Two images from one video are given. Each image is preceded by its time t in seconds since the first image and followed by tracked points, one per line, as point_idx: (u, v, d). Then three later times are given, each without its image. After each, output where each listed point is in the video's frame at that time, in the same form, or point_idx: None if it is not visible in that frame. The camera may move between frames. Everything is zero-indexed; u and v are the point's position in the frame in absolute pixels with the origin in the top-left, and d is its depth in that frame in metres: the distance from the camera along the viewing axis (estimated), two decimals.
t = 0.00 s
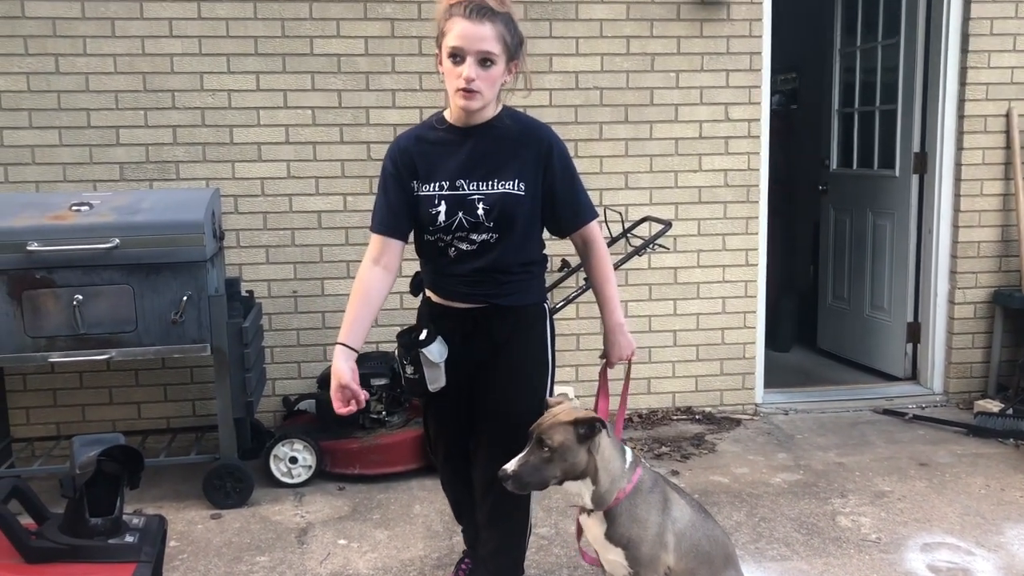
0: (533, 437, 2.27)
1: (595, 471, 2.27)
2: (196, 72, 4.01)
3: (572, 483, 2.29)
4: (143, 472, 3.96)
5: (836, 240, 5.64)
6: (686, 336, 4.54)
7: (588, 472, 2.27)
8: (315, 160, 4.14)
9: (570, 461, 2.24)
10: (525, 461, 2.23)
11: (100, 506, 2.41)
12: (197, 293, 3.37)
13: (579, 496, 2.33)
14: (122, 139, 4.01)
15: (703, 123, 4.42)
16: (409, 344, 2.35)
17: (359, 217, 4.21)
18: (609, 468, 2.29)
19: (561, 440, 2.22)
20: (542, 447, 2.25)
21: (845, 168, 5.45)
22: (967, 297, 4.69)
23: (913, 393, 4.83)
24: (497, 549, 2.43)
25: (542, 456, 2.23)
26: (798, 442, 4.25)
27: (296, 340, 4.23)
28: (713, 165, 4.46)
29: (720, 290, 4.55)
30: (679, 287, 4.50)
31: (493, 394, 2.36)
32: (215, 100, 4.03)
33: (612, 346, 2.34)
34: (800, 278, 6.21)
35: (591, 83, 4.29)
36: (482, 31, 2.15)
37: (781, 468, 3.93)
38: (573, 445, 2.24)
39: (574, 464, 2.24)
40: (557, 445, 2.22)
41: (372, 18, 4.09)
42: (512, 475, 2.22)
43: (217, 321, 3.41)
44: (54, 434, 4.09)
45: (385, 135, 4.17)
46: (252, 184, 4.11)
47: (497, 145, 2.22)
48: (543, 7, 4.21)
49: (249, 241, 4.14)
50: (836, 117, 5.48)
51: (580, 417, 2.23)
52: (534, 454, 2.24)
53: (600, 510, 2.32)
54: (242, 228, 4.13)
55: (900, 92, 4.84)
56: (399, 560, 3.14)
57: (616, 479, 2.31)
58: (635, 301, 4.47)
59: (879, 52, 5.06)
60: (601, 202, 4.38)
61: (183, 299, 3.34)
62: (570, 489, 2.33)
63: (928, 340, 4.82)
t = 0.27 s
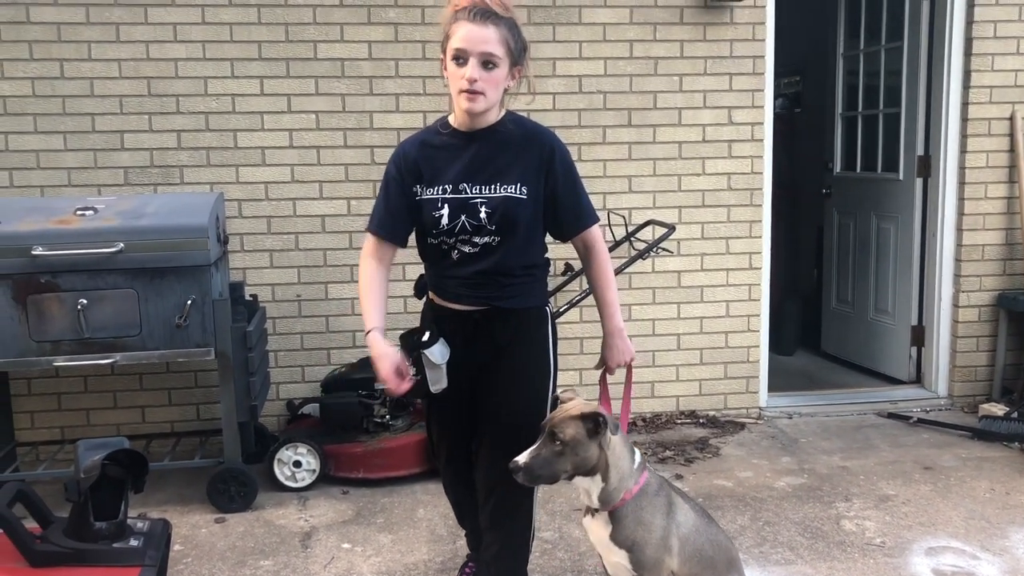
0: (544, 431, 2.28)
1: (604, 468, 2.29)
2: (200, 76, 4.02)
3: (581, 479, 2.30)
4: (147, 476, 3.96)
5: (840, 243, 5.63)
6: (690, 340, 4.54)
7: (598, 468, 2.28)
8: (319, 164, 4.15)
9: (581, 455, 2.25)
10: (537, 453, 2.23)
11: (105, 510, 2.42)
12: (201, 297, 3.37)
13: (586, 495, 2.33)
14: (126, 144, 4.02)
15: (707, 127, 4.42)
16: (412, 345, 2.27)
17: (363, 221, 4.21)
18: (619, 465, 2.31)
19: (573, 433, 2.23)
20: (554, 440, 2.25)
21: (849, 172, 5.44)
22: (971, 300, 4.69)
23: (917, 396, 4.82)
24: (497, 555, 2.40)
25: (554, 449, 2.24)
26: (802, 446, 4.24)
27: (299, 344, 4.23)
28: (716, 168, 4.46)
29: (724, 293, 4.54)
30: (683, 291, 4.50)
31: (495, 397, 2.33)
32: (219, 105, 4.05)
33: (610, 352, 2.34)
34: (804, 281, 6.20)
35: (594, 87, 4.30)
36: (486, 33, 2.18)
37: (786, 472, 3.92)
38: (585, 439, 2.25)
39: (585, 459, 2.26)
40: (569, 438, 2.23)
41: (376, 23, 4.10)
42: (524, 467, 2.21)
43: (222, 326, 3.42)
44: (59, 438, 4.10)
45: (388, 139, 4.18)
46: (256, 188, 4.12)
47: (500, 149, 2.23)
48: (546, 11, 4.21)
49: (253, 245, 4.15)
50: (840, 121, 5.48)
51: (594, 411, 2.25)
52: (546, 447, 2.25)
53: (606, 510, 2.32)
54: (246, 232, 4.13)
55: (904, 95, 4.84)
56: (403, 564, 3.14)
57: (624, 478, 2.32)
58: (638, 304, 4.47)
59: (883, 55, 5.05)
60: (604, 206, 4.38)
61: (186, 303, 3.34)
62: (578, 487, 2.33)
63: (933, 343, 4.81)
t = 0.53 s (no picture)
0: (550, 430, 2.28)
1: (610, 469, 2.29)
2: (202, 80, 4.02)
3: (586, 479, 2.30)
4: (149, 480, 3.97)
5: (842, 245, 5.63)
6: (691, 342, 4.54)
7: (603, 468, 2.28)
8: (321, 167, 4.15)
9: (587, 455, 2.25)
10: (543, 452, 2.23)
11: (108, 513, 2.43)
12: (202, 300, 3.38)
13: (591, 496, 2.33)
14: (128, 148, 4.02)
15: (708, 129, 4.42)
16: (411, 343, 2.36)
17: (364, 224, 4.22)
18: (624, 466, 2.31)
19: (579, 432, 2.24)
20: (560, 440, 2.26)
21: (850, 174, 5.44)
22: (973, 302, 4.69)
23: (919, 398, 4.81)
24: (490, 556, 2.39)
25: (559, 448, 2.24)
26: (804, 448, 4.24)
27: (301, 347, 4.24)
28: (717, 171, 4.46)
29: (725, 296, 4.54)
30: (684, 293, 4.50)
31: (488, 396, 2.32)
32: (220, 109, 4.05)
33: (605, 355, 2.34)
34: (805, 284, 6.20)
35: (595, 90, 4.30)
36: (485, 38, 2.20)
37: (788, 474, 3.92)
38: (591, 439, 2.25)
39: (590, 458, 2.26)
40: (575, 437, 2.24)
41: (377, 26, 4.10)
42: (530, 466, 2.20)
43: (223, 329, 3.43)
44: (61, 441, 4.10)
45: (389, 143, 4.18)
46: (257, 191, 4.12)
47: (501, 150, 2.24)
48: (547, 14, 4.22)
49: (255, 248, 4.15)
50: (841, 123, 5.48)
51: (602, 410, 2.25)
52: (551, 446, 2.25)
53: (611, 510, 2.32)
54: (248, 236, 4.14)
55: (905, 97, 4.84)
56: (405, 567, 3.14)
57: (629, 479, 2.32)
58: (640, 307, 4.47)
59: (884, 57, 5.05)
60: (605, 208, 4.38)
61: (188, 307, 3.35)
62: (582, 487, 2.33)
63: (935, 345, 4.81)
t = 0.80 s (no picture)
0: (549, 432, 2.29)
1: (609, 471, 2.29)
2: (201, 81, 4.02)
3: (586, 481, 2.30)
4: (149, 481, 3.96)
5: (841, 246, 5.63)
6: (691, 343, 4.54)
7: (602, 470, 2.28)
8: (320, 168, 4.15)
9: (585, 457, 2.25)
10: (541, 454, 2.23)
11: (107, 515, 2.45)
12: (202, 302, 3.38)
13: (590, 497, 2.33)
14: (127, 149, 4.02)
15: (708, 130, 4.42)
16: (407, 333, 2.36)
17: (364, 225, 4.22)
18: (623, 468, 2.31)
19: (577, 435, 2.24)
20: (557, 442, 2.26)
21: (850, 174, 5.44)
22: (973, 302, 4.69)
23: (920, 399, 4.81)
24: (489, 552, 2.38)
25: (558, 450, 2.24)
26: (804, 449, 4.24)
27: (301, 348, 4.24)
28: (717, 172, 4.46)
29: (725, 297, 4.54)
30: (684, 294, 4.50)
31: (481, 392, 2.32)
32: (220, 110, 4.05)
33: (591, 355, 2.32)
34: (805, 284, 6.19)
35: (595, 91, 4.30)
36: (490, 48, 2.20)
37: (788, 475, 3.92)
38: (588, 442, 2.25)
39: (589, 460, 2.26)
40: (573, 439, 2.24)
41: (377, 28, 4.10)
42: (528, 467, 2.20)
43: (223, 330, 3.43)
44: (60, 443, 4.10)
45: (389, 144, 4.18)
46: (257, 193, 4.12)
47: (501, 149, 2.25)
48: (547, 16, 4.22)
49: (254, 249, 4.15)
50: (841, 124, 5.48)
51: (597, 414, 2.24)
52: (549, 448, 2.25)
53: (610, 512, 2.32)
54: (247, 237, 4.14)
55: (904, 97, 4.84)
56: (405, 568, 3.14)
57: (628, 480, 2.32)
58: (639, 308, 4.47)
59: (883, 58, 5.05)
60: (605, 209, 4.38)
61: (188, 308, 3.35)
62: (582, 488, 2.34)
63: (935, 345, 4.81)
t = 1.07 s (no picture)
0: (545, 434, 2.29)
1: (606, 471, 2.29)
2: (200, 81, 4.02)
3: (583, 482, 2.30)
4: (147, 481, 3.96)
5: (840, 246, 5.64)
6: (690, 343, 4.54)
7: (599, 471, 2.28)
8: (319, 168, 4.15)
9: (581, 458, 2.25)
10: (536, 456, 2.24)
11: (106, 514, 2.46)
12: (202, 301, 3.38)
13: (589, 498, 2.34)
14: (126, 149, 4.02)
15: (707, 130, 4.43)
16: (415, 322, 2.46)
17: (363, 225, 4.21)
18: (620, 468, 2.30)
19: (571, 436, 2.24)
20: (553, 444, 2.26)
21: (848, 175, 5.45)
22: (971, 302, 4.69)
23: (918, 399, 4.81)
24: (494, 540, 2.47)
25: (553, 452, 2.25)
26: (803, 449, 4.24)
27: (300, 348, 4.23)
28: (716, 172, 4.46)
29: (724, 297, 4.54)
30: (683, 294, 4.50)
31: (487, 382, 2.41)
32: (219, 110, 4.05)
33: (585, 346, 2.33)
34: (804, 285, 6.20)
35: (594, 91, 4.30)
36: (491, 63, 2.25)
37: (787, 475, 3.92)
38: (583, 443, 2.25)
39: (584, 462, 2.26)
40: (568, 441, 2.24)
41: (376, 27, 4.10)
42: (524, 470, 2.22)
43: (222, 330, 3.42)
44: (59, 443, 4.10)
45: (388, 143, 4.18)
46: (256, 193, 4.12)
47: (499, 152, 2.34)
48: (546, 15, 4.22)
49: (253, 249, 4.15)
50: (840, 124, 5.49)
51: (591, 415, 2.24)
52: (545, 449, 2.26)
53: (609, 512, 2.32)
54: (246, 237, 4.14)
55: (903, 98, 4.84)
56: (404, 568, 3.14)
57: (626, 481, 2.32)
58: (638, 308, 4.47)
59: (882, 58, 5.06)
60: (604, 209, 4.38)
61: (187, 308, 3.35)
62: (580, 489, 2.34)
63: (933, 345, 4.81)
